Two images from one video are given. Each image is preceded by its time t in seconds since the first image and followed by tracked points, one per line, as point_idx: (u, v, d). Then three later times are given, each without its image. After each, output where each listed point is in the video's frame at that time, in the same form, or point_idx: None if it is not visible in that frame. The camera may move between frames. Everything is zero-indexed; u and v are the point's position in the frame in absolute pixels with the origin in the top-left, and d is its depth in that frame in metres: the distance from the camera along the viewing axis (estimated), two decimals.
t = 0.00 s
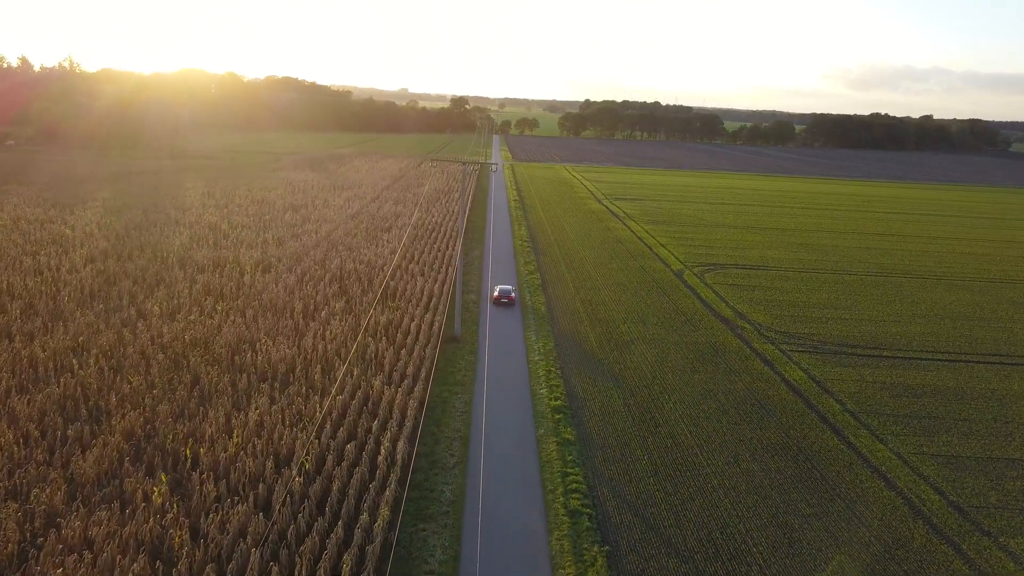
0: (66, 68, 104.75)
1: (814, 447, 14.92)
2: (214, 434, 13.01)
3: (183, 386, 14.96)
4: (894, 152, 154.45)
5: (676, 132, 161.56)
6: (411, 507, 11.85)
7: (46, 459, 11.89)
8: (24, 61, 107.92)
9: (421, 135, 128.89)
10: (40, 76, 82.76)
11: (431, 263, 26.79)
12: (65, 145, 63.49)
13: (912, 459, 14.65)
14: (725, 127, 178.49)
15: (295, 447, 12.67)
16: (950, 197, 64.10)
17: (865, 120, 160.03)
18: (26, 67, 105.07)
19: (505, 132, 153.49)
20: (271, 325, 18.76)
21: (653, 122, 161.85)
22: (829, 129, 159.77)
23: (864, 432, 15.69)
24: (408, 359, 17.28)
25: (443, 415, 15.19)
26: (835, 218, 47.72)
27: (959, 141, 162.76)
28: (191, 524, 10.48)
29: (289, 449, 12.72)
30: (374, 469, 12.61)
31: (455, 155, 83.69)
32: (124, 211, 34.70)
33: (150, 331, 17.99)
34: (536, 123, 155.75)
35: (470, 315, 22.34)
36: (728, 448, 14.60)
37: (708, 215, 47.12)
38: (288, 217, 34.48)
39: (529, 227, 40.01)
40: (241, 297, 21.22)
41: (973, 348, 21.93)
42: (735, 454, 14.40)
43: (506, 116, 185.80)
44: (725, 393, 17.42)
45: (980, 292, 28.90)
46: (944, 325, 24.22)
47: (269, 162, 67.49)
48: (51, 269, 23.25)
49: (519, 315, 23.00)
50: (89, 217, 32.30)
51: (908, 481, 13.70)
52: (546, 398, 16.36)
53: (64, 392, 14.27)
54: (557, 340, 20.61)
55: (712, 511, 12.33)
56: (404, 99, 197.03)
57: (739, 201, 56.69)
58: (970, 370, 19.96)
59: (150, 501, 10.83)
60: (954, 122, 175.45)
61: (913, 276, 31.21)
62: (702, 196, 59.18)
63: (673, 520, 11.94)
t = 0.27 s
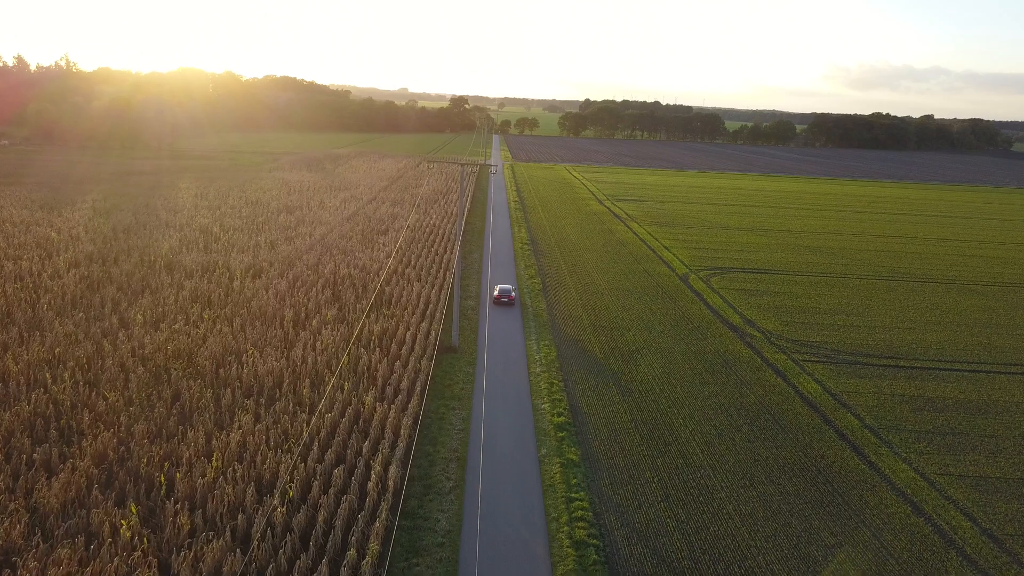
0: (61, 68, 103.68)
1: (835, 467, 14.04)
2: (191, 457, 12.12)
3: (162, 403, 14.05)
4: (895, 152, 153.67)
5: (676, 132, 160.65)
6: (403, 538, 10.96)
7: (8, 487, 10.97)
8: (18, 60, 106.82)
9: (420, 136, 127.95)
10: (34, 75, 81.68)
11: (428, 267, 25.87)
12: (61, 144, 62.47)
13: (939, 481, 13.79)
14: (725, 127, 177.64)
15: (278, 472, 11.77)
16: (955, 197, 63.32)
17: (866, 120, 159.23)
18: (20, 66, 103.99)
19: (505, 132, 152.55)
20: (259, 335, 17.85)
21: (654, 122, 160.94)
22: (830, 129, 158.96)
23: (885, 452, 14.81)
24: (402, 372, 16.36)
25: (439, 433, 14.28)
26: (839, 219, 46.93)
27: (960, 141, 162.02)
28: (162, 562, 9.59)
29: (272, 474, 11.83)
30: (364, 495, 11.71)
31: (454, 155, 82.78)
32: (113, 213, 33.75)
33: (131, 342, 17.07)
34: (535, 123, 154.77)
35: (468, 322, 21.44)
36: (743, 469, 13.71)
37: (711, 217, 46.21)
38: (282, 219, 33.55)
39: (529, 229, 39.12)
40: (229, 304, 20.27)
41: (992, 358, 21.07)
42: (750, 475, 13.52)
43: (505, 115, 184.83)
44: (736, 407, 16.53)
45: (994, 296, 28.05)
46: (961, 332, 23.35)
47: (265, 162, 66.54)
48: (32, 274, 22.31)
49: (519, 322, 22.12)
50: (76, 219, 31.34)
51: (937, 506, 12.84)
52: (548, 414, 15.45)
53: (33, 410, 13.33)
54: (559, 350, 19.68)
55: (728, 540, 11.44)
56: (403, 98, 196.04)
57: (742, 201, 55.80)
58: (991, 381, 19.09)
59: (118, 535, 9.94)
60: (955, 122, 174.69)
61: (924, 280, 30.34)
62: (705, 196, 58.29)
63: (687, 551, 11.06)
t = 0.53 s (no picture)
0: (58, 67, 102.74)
1: (859, 491, 13.16)
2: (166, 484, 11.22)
3: (139, 422, 13.17)
4: (897, 152, 152.85)
5: (677, 132, 159.71)
6: None
7: None
8: (13, 58, 105.84)
9: (419, 135, 127.06)
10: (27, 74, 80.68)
11: (426, 271, 24.97)
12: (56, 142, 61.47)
13: (970, 506, 12.91)
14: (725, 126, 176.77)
15: (260, 501, 10.89)
16: (960, 198, 62.50)
17: (868, 119, 158.39)
18: (15, 65, 102.99)
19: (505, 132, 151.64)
20: (246, 346, 16.95)
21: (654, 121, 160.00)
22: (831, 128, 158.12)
23: (911, 473, 13.92)
24: (397, 386, 15.46)
25: (436, 454, 13.38)
26: (846, 220, 46.02)
27: (962, 141, 161.24)
28: None
29: (253, 504, 10.94)
30: (351, 527, 10.82)
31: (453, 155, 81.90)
32: (102, 215, 32.83)
33: (110, 353, 16.17)
34: (535, 122, 153.85)
35: (467, 330, 20.55)
36: (761, 494, 12.81)
37: (715, 218, 45.29)
38: (276, 221, 32.65)
39: (529, 231, 38.24)
40: (216, 313, 19.36)
41: (1014, 368, 20.20)
42: (769, 500, 12.62)
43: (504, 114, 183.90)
44: (750, 423, 15.65)
45: (1010, 302, 27.18)
46: (979, 341, 22.47)
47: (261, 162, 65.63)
48: (12, 280, 21.40)
49: (520, 329, 21.21)
50: (63, 221, 30.40)
51: (970, 535, 11.97)
52: (552, 431, 14.54)
53: None
54: (562, 360, 18.77)
55: None
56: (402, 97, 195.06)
57: (745, 202, 54.93)
58: (1014, 394, 18.22)
59: None
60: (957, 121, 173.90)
61: (937, 284, 29.46)
62: (707, 197, 57.43)
63: None
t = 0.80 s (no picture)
0: (53, 66, 101.67)
1: (885, 518, 12.26)
2: (136, 516, 10.31)
3: (110, 445, 12.24)
4: (898, 151, 152.03)
5: (678, 131, 158.73)
6: None
7: None
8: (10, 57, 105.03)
9: (418, 135, 126.19)
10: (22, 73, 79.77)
11: (422, 276, 24.04)
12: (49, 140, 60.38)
13: (1004, 534, 12.02)
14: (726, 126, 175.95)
15: (236, 536, 9.99)
16: (966, 198, 61.64)
17: (869, 119, 157.55)
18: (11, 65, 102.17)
19: (505, 132, 150.64)
20: (230, 358, 16.04)
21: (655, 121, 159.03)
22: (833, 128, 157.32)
23: (939, 497, 13.03)
24: (389, 402, 14.57)
25: (431, 479, 12.47)
26: (852, 222, 45.12)
27: (963, 141, 160.46)
28: None
29: (229, 538, 10.04)
30: (336, 563, 9.93)
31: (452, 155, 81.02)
32: (90, 217, 31.88)
33: (86, 367, 15.25)
34: (535, 122, 152.97)
35: (465, 338, 19.64)
36: (780, 521, 11.92)
37: (719, 219, 44.36)
38: (269, 223, 31.74)
39: (529, 233, 37.33)
40: (201, 322, 18.46)
41: None
42: (789, 528, 11.73)
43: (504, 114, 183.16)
44: (764, 440, 14.77)
45: None
46: (998, 349, 21.56)
47: (258, 162, 64.71)
48: None
49: (520, 337, 20.26)
50: (49, 224, 29.47)
51: (1008, 567, 11.08)
52: (555, 451, 13.62)
53: None
54: (565, 370, 17.84)
55: None
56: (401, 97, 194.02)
57: (748, 203, 54.01)
58: None
59: None
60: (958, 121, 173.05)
61: (950, 289, 28.54)
62: (709, 197, 56.56)
63: None
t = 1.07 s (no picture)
0: (50, 66, 100.74)
1: (915, 548, 11.36)
2: (99, 555, 9.42)
3: (79, 470, 11.36)
4: (900, 151, 151.19)
5: (679, 131, 157.79)
6: None
7: None
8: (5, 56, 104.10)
9: (417, 135, 125.33)
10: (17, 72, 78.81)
11: (419, 282, 23.13)
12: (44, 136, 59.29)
13: None
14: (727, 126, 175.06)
15: None
16: (972, 199, 60.78)
17: (871, 119, 156.67)
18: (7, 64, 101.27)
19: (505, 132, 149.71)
20: (214, 372, 15.16)
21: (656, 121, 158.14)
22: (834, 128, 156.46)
23: (971, 524, 12.13)
24: (381, 421, 13.69)
25: (424, 507, 11.59)
26: (859, 223, 44.21)
27: (966, 141, 159.63)
28: None
29: None
30: None
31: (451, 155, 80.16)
32: (78, 220, 30.97)
33: (59, 382, 14.36)
34: (535, 122, 152.04)
35: (463, 348, 18.75)
36: (802, 553, 11.02)
37: (723, 221, 43.45)
38: (262, 227, 30.82)
39: (530, 236, 36.45)
40: (186, 332, 17.57)
41: None
42: (812, 561, 10.82)
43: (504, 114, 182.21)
44: (781, 460, 13.88)
45: None
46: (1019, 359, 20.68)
47: (254, 162, 63.80)
48: None
49: (521, 346, 19.34)
50: (34, 227, 28.55)
51: None
52: (558, 475, 12.72)
53: None
54: (568, 383, 16.94)
55: None
56: (401, 96, 193.11)
57: (752, 204, 53.13)
58: None
59: None
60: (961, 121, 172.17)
61: (965, 294, 27.67)
62: (713, 198, 55.68)
63: None
